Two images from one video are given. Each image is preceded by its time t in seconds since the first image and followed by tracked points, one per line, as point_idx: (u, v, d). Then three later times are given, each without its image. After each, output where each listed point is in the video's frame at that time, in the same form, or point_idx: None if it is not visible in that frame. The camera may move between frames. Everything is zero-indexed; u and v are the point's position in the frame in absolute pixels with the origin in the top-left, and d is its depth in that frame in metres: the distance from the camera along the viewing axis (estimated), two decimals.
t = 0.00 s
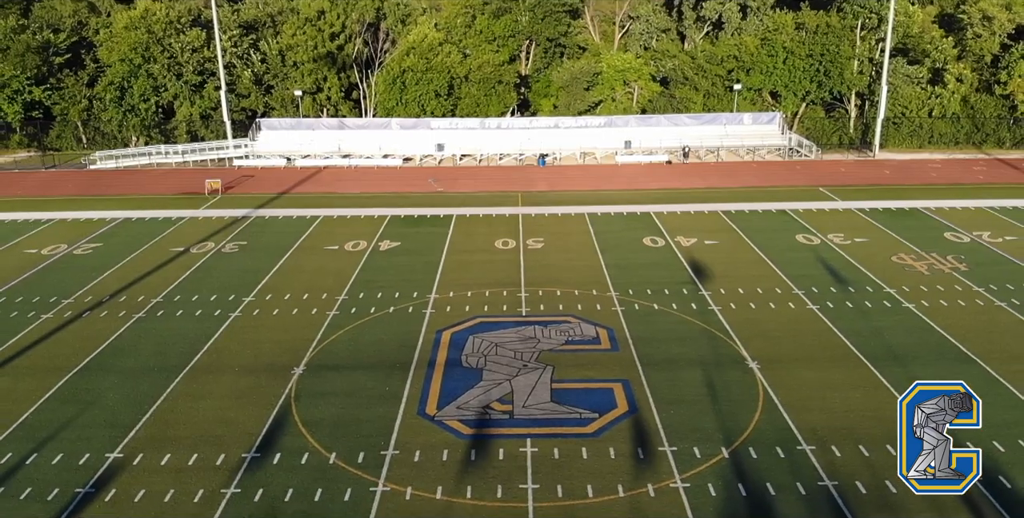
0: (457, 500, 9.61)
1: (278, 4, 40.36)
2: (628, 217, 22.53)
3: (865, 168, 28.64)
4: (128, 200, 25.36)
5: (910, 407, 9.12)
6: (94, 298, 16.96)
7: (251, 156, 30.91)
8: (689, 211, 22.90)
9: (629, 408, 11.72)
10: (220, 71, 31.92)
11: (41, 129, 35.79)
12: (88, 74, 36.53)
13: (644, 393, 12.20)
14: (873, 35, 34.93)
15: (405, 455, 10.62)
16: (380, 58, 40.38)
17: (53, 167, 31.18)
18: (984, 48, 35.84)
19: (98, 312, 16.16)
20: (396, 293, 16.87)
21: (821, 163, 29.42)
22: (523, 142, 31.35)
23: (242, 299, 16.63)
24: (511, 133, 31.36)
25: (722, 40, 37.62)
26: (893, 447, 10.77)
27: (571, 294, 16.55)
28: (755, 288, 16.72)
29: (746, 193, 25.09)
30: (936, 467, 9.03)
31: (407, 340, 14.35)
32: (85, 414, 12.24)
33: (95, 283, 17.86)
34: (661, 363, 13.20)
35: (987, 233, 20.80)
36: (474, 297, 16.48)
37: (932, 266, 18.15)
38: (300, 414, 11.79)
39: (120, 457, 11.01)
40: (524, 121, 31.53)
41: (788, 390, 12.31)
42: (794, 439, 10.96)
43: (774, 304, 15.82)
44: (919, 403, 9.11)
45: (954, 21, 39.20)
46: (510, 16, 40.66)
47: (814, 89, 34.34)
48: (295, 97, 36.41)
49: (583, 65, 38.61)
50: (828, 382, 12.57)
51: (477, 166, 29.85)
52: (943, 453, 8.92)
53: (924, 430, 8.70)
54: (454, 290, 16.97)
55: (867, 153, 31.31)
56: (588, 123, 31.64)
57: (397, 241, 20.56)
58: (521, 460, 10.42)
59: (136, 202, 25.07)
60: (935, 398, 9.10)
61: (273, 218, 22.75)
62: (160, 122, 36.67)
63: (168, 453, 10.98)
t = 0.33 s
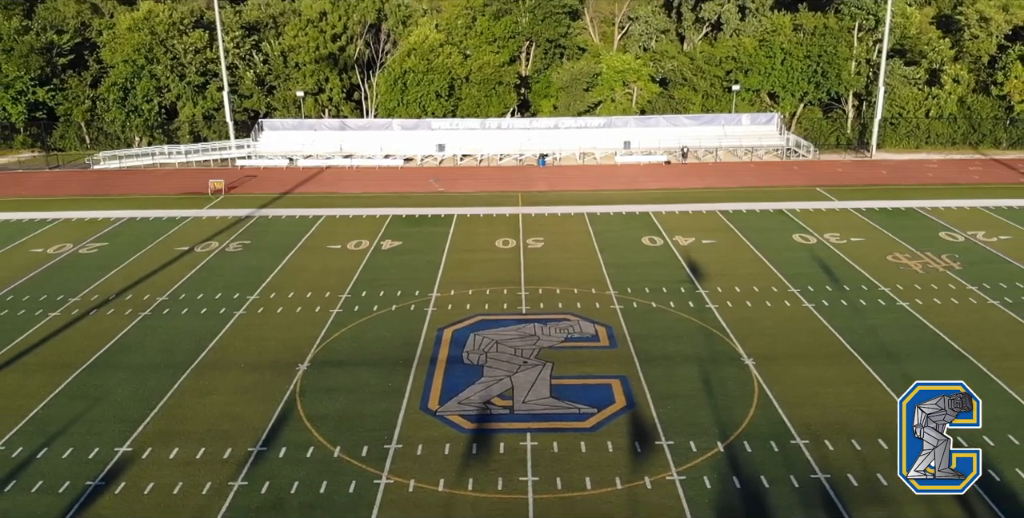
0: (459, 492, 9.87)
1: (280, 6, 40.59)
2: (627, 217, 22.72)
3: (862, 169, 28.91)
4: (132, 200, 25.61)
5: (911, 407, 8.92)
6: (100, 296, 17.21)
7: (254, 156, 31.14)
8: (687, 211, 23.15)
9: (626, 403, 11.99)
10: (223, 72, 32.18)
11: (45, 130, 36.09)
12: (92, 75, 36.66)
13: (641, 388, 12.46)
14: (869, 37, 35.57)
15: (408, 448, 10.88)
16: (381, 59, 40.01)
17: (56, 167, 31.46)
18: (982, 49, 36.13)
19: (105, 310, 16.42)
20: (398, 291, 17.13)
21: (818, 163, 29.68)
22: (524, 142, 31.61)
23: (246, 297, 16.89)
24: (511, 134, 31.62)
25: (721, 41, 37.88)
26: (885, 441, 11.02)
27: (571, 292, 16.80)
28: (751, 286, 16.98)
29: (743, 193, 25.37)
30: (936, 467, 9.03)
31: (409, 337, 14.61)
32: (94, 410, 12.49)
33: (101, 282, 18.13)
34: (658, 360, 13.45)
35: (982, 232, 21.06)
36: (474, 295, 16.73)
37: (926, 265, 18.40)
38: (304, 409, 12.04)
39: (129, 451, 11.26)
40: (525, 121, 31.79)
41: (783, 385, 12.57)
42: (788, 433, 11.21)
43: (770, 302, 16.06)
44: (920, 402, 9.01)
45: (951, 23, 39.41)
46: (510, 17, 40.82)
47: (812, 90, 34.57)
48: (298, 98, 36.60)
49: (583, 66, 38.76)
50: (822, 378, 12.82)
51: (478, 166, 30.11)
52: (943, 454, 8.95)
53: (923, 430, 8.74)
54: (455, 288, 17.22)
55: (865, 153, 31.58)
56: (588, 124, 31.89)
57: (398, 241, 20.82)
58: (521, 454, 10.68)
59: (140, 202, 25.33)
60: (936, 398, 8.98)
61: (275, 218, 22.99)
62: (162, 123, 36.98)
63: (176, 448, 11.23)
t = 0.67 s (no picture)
0: (460, 484, 10.13)
1: (282, 7, 40.85)
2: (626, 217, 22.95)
3: (859, 169, 29.18)
4: (136, 200, 25.84)
5: (912, 408, 9.10)
6: (106, 294, 17.48)
7: (256, 156, 31.39)
8: (685, 211, 23.40)
9: (624, 398, 12.25)
10: (225, 73, 32.45)
11: (48, 130, 36.36)
12: (94, 76, 36.60)
13: (639, 384, 12.72)
14: (867, 37, 35.59)
15: (411, 442, 11.13)
16: (383, 60, 40.39)
17: (61, 166, 31.74)
18: (979, 50, 36.41)
19: (111, 308, 16.68)
20: (399, 289, 17.38)
21: (816, 163, 29.96)
22: (524, 143, 31.87)
23: (250, 295, 17.14)
24: (512, 134, 31.86)
25: (720, 42, 38.19)
26: (876, 435, 11.29)
27: (570, 291, 17.04)
28: (748, 285, 17.24)
29: (741, 193, 25.62)
30: (935, 467, 9.31)
31: (411, 334, 14.87)
32: (103, 405, 12.75)
33: (106, 280, 18.40)
34: (655, 356, 13.71)
35: (976, 232, 21.33)
36: (475, 293, 16.99)
37: (921, 264, 18.65)
38: (309, 404, 12.30)
39: (138, 445, 11.53)
40: (524, 122, 32.03)
41: (777, 381, 12.83)
42: (782, 427, 11.47)
43: (766, 300, 16.33)
44: (920, 402, 9.19)
45: (948, 23, 39.64)
46: (510, 19, 41.17)
47: (809, 91, 34.86)
48: (299, 99, 36.71)
49: (582, 67, 39.01)
50: (816, 374, 13.09)
51: (478, 166, 30.36)
52: (942, 453, 9.19)
53: (924, 430, 8.93)
54: (456, 286, 17.48)
55: (861, 154, 31.86)
56: (587, 124, 32.14)
57: (400, 240, 21.09)
58: (521, 447, 10.94)
59: (144, 202, 25.57)
60: (936, 398, 9.18)
61: (278, 217, 23.25)
62: (166, 123, 37.11)
63: (183, 441, 11.49)
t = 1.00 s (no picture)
0: (462, 476, 10.39)
1: (283, 8, 41.00)
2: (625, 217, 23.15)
3: (856, 169, 29.41)
4: (140, 200, 26.06)
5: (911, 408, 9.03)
6: (113, 292, 17.73)
7: (258, 156, 31.63)
8: (683, 211, 23.63)
9: (622, 393, 12.51)
10: (227, 73, 32.74)
11: (52, 130, 35.90)
12: (98, 76, 36.94)
13: (637, 380, 12.97)
14: (864, 38, 35.61)
15: (413, 436, 11.39)
16: (384, 61, 40.59)
17: (64, 166, 31.91)
18: (976, 51, 36.66)
19: (118, 306, 16.94)
20: (401, 287, 17.64)
21: (813, 163, 30.18)
22: (524, 143, 32.10)
23: (255, 293, 17.39)
24: (512, 135, 32.08)
25: (718, 43, 38.44)
26: (869, 429, 11.55)
27: (569, 289, 17.29)
28: (745, 283, 17.49)
29: (739, 193, 25.87)
30: (935, 467, 9.29)
31: (413, 331, 15.12)
32: (111, 400, 13.02)
33: (112, 278, 18.65)
34: (653, 353, 13.97)
35: (971, 231, 21.60)
36: (476, 292, 17.24)
37: (915, 263, 18.90)
38: (313, 400, 12.55)
39: (146, 439, 11.78)
40: (524, 122, 32.24)
41: (772, 376, 13.09)
42: (776, 421, 11.72)
43: (762, 298, 16.57)
44: (920, 402, 9.14)
45: (945, 24, 39.84)
46: (510, 20, 41.36)
47: (807, 91, 35.00)
48: (301, 99, 36.69)
49: (582, 67, 39.14)
50: (810, 370, 13.35)
51: (479, 167, 30.59)
52: (942, 453, 9.20)
53: (924, 430, 8.92)
54: (457, 284, 17.74)
55: (858, 154, 32.09)
56: (586, 125, 32.37)
57: (402, 239, 21.33)
58: (521, 440, 11.20)
59: (148, 202, 25.79)
60: (936, 397, 9.14)
61: (280, 216, 23.49)
62: (169, 123, 36.87)
63: (191, 435, 11.76)
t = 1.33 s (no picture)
0: (463, 468, 10.68)
1: (284, 9, 40.98)
2: (624, 216, 23.40)
3: (852, 169, 29.67)
4: (143, 200, 26.31)
5: (910, 408, 9.49)
6: (119, 290, 18.01)
7: (260, 156, 31.89)
8: (681, 210, 23.90)
9: (619, 388, 12.80)
10: (230, 74, 33.02)
11: (55, 130, 36.43)
12: (101, 77, 37.09)
13: (634, 375, 13.25)
14: (861, 39, 35.57)
15: (415, 429, 11.67)
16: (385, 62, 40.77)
17: (68, 167, 32.14)
18: (971, 52, 37.19)
19: (124, 303, 17.22)
20: (403, 285, 17.93)
21: (810, 163, 30.43)
22: (523, 143, 32.39)
23: (259, 291, 17.67)
24: (512, 135, 32.34)
25: (717, 44, 38.42)
26: (861, 423, 11.83)
27: (568, 286, 17.57)
28: (741, 281, 17.76)
29: (737, 192, 26.15)
30: (936, 466, 9.65)
31: (414, 328, 15.40)
32: (120, 395, 13.29)
33: (118, 277, 18.93)
34: (650, 349, 14.25)
35: (965, 230, 21.88)
36: (477, 289, 17.52)
37: (909, 261, 19.18)
38: (317, 394, 12.84)
39: (154, 432, 12.06)
40: (524, 123, 32.50)
41: (767, 371, 13.38)
42: (770, 415, 12.00)
43: (757, 296, 16.85)
44: (920, 402, 9.53)
45: (942, 25, 40.07)
46: (510, 21, 41.53)
47: (804, 92, 35.19)
48: (303, 100, 36.91)
49: (581, 68, 39.37)
50: (804, 365, 13.62)
51: (479, 166, 30.83)
52: (942, 453, 9.54)
53: (924, 430, 9.25)
54: (458, 282, 18.02)
55: (855, 154, 32.34)
56: (586, 125, 32.64)
57: (403, 238, 21.60)
58: (521, 434, 11.47)
59: (151, 201, 26.05)
60: (935, 397, 9.56)
61: (283, 216, 23.78)
62: (172, 123, 36.90)
63: (198, 429, 12.04)
